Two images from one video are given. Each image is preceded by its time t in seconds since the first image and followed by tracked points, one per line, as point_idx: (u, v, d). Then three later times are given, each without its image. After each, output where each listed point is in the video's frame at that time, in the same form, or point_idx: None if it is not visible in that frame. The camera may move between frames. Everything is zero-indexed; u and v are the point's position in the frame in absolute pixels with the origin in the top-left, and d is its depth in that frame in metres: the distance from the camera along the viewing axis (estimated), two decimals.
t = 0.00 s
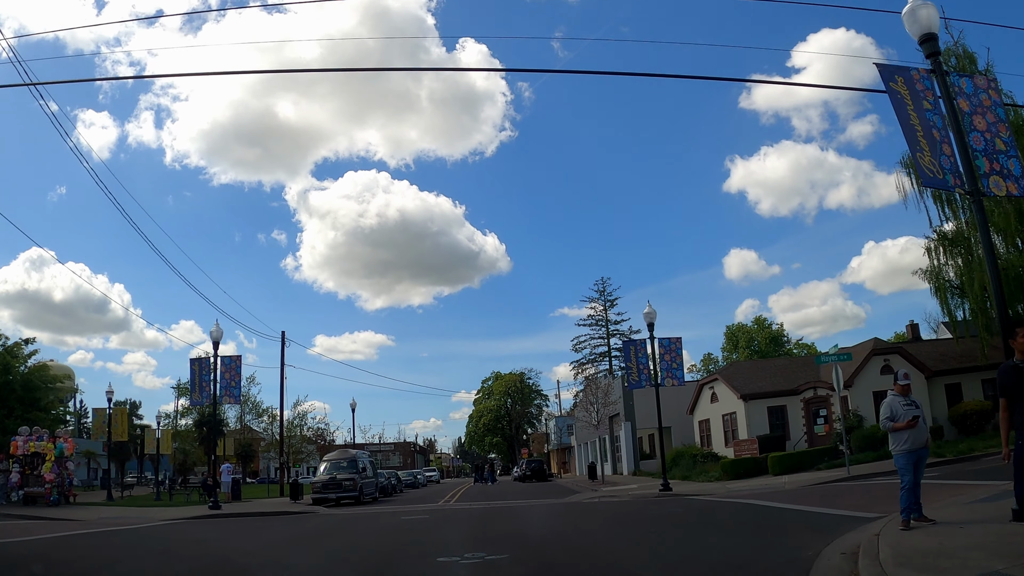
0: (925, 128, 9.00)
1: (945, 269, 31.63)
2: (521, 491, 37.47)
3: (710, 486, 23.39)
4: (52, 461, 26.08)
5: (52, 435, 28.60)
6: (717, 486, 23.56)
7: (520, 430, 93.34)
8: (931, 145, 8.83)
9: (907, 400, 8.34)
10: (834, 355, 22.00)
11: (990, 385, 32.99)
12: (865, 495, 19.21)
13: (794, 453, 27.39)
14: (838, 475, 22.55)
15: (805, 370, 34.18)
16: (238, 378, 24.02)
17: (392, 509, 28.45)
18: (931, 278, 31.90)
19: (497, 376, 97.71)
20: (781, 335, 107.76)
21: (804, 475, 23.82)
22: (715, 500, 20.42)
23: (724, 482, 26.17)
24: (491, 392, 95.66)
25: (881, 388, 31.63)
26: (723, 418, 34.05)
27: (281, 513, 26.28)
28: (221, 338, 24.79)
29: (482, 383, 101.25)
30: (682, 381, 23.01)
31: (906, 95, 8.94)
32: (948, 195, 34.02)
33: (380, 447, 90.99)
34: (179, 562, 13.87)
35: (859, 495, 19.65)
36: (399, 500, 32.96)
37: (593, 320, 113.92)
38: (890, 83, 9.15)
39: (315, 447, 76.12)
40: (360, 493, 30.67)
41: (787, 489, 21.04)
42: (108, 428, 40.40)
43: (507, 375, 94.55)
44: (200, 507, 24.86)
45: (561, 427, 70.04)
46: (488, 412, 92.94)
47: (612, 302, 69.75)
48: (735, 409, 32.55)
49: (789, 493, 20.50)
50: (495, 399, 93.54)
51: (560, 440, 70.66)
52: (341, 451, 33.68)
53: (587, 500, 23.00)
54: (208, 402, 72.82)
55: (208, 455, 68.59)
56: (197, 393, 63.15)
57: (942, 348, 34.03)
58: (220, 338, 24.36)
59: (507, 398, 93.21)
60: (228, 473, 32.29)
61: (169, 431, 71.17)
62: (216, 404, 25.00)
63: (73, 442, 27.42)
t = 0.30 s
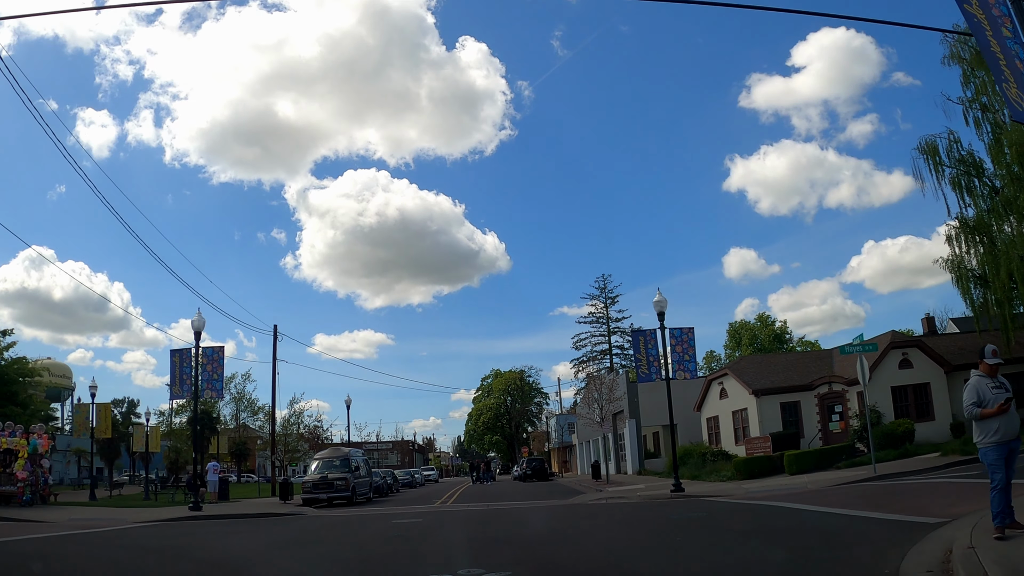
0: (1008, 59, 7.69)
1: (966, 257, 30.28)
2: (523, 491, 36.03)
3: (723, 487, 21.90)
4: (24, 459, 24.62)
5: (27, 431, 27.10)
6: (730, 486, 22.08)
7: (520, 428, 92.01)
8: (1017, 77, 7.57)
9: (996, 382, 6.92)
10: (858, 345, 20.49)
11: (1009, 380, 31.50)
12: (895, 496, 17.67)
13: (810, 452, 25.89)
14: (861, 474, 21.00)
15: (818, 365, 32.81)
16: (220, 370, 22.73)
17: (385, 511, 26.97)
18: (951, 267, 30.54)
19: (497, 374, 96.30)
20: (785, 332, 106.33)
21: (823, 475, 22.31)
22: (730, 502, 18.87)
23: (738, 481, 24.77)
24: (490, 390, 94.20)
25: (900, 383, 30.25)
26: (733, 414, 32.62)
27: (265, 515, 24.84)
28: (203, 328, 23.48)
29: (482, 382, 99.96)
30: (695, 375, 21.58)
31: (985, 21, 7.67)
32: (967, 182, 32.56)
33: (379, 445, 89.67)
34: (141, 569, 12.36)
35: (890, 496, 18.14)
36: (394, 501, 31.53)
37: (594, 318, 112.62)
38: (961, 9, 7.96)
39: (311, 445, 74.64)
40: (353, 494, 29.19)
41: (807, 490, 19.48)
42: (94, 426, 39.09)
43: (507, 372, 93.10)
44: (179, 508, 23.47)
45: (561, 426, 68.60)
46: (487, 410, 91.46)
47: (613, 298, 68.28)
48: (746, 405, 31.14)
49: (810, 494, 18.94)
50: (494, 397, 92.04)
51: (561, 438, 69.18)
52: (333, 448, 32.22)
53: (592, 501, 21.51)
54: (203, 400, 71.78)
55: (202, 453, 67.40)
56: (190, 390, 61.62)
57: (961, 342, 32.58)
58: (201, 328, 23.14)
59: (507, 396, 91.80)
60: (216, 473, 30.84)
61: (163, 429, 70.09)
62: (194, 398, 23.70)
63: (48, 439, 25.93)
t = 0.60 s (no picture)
0: None
1: (987, 247, 28.92)
2: (521, 491, 34.55)
3: (736, 488, 20.38)
4: None
5: None
6: (743, 487, 20.54)
7: (517, 426, 90.53)
8: None
9: None
10: (883, 335, 19.05)
11: None
12: (930, 497, 16.11)
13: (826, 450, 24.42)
14: (886, 474, 19.46)
15: (829, 362, 31.45)
16: (198, 359, 21.20)
17: (374, 511, 25.45)
18: (972, 257, 29.17)
19: (495, 370, 94.71)
20: (786, 330, 104.77)
21: (843, 475, 20.79)
22: (747, 504, 17.32)
23: (750, 482, 23.30)
24: (487, 387, 92.64)
25: (919, 379, 28.85)
26: (740, 412, 31.19)
27: (245, 515, 23.31)
28: (181, 314, 21.97)
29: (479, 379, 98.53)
30: (707, 368, 20.13)
31: None
32: (986, 170, 31.18)
33: (373, 443, 88.16)
34: None
35: (923, 497, 16.57)
36: (384, 501, 30.02)
37: (592, 315, 111.17)
38: None
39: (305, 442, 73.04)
40: (341, 494, 27.64)
41: (829, 491, 17.92)
42: (74, 421, 37.61)
43: (504, 369, 91.59)
44: (152, 506, 21.99)
45: (560, 424, 67.08)
46: (484, 408, 89.85)
47: (612, 297, 69.17)
48: (754, 402, 29.74)
49: (834, 496, 17.38)
50: (492, 395, 90.44)
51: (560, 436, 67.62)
52: (321, 444, 30.72)
53: (594, 502, 19.98)
54: (194, 395, 70.32)
55: (191, 450, 65.95)
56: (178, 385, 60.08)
57: (980, 337, 31.10)
58: (179, 314, 21.70)
59: (505, 393, 90.31)
60: (198, 470, 29.33)
61: (153, 425, 68.66)
62: (173, 392, 22.19)
63: (17, 432, 24.43)
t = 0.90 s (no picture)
0: None
1: (1009, 232, 27.45)
2: (519, 489, 33.02)
3: (752, 487, 18.83)
4: None
5: None
6: (760, 486, 18.99)
7: (514, 423, 89.09)
8: None
9: None
10: (912, 320, 17.57)
11: None
12: (971, 496, 14.60)
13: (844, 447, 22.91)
14: (916, 471, 17.93)
15: (842, 356, 30.08)
16: (171, 348, 19.58)
17: (362, 512, 23.87)
18: (992, 243, 27.71)
19: (491, 366, 93.28)
20: (786, 325, 103.49)
21: (867, 472, 19.27)
22: (767, 504, 15.75)
23: (764, 480, 21.81)
24: (483, 384, 91.20)
25: (937, 370, 27.46)
26: (748, 407, 29.69)
27: (223, 515, 21.73)
28: (153, 300, 20.33)
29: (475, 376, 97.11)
30: (719, 357, 18.69)
31: None
32: (1005, 152, 29.72)
33: (368, 440, 86.60)
34: None
35: (963, 496, 15.06)
36: (374, 501, 28.43)
37: (590, 311, 109.80)
38: None
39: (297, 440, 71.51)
40: (329, 493, 25.99)
41: (857, 490, 16.36)
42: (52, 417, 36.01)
43: (500, 365, 90.15)
44: (121, 506, 20.42)
45: (558, 421, 65.61)
46: (480, 404, 88.42)
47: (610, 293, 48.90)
48: (763, 395, 28.32)
49: (864, 495, 15.80)
50: (488, 391, 88.97)
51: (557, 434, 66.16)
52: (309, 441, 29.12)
53: (598, 502, 18.41)
54: (184, 392, 68.78)
55: (181, 447, 64.41)
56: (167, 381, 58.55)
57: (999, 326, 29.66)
58: (151, 299, 20.09)
59: (501, 390, 88.90)
60: (178, 467, 27.71)
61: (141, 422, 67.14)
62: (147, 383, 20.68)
63: None
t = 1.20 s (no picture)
0: None
1: None
2: (518, 496, 31.47)
3: (773, 496, 17.20)
4: None
5: None
6: (781, 495, 17.36)
7: (512, 428, 87.46)
8: None
9: None
10: (950, 313, 16.09)
11: None
12: None
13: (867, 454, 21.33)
14: (954, 478, 16.31)
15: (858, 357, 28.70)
16: (141, 340, 18.25)
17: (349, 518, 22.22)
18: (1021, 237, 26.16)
19: (490, 370, 91.72)
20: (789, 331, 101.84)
21: (897, 480, 17.64)
22: (795, 515, 14.14)
23: (782, 489, 20.26)
24: (480, 387, 89.57)
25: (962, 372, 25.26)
26: (760, 410, 28.21)
27: (197, 520, 20.17)
28: (124, 288, 19.01)
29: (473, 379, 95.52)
30: (738, 354, 17.22)
31: None
32: None
33: (363, 444, 84.91)
34: None
35: (1014, 507, 13.46)
36: (364, 507, 26.84)
37: (591, 316, 108.33)
38: None
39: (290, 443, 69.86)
40: (316, 498, 24.36)
41: (892, 499, 14.73)
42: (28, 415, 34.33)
43: (498, 369, 88.53)
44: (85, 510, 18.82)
45: (558, 426, 63.97)
46: (477, 408, 86.81)
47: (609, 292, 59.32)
48: (776, 397, 26.88)
49: (901, 506, 14.15)
50: (486, 395, 87.38)
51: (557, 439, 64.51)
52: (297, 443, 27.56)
53: (606, 511, 16.81)
54: (175, 392, 67.23)
55: (170, 449, 62.83)
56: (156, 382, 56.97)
57: None
58: (121, 286, 18.74)
59: (499, 394, 87.29)
60: (157, 471, 26.06)
61: (131, 423, 65.65)
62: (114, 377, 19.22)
63: None
